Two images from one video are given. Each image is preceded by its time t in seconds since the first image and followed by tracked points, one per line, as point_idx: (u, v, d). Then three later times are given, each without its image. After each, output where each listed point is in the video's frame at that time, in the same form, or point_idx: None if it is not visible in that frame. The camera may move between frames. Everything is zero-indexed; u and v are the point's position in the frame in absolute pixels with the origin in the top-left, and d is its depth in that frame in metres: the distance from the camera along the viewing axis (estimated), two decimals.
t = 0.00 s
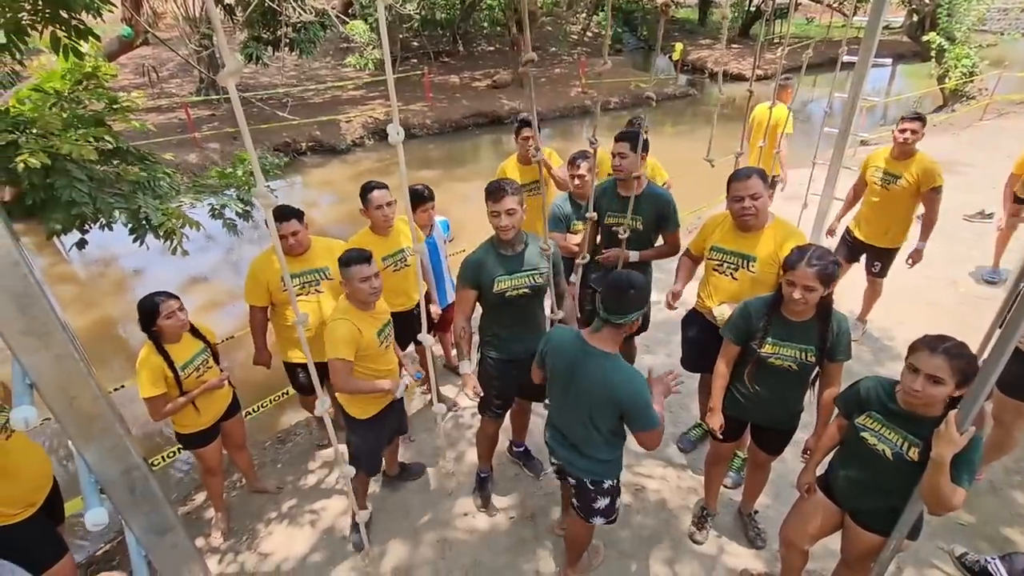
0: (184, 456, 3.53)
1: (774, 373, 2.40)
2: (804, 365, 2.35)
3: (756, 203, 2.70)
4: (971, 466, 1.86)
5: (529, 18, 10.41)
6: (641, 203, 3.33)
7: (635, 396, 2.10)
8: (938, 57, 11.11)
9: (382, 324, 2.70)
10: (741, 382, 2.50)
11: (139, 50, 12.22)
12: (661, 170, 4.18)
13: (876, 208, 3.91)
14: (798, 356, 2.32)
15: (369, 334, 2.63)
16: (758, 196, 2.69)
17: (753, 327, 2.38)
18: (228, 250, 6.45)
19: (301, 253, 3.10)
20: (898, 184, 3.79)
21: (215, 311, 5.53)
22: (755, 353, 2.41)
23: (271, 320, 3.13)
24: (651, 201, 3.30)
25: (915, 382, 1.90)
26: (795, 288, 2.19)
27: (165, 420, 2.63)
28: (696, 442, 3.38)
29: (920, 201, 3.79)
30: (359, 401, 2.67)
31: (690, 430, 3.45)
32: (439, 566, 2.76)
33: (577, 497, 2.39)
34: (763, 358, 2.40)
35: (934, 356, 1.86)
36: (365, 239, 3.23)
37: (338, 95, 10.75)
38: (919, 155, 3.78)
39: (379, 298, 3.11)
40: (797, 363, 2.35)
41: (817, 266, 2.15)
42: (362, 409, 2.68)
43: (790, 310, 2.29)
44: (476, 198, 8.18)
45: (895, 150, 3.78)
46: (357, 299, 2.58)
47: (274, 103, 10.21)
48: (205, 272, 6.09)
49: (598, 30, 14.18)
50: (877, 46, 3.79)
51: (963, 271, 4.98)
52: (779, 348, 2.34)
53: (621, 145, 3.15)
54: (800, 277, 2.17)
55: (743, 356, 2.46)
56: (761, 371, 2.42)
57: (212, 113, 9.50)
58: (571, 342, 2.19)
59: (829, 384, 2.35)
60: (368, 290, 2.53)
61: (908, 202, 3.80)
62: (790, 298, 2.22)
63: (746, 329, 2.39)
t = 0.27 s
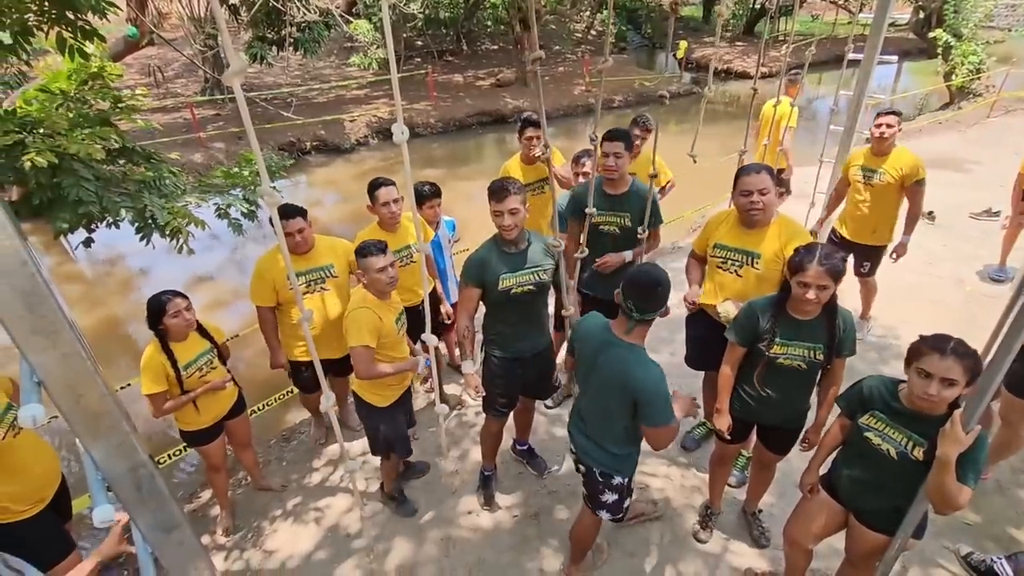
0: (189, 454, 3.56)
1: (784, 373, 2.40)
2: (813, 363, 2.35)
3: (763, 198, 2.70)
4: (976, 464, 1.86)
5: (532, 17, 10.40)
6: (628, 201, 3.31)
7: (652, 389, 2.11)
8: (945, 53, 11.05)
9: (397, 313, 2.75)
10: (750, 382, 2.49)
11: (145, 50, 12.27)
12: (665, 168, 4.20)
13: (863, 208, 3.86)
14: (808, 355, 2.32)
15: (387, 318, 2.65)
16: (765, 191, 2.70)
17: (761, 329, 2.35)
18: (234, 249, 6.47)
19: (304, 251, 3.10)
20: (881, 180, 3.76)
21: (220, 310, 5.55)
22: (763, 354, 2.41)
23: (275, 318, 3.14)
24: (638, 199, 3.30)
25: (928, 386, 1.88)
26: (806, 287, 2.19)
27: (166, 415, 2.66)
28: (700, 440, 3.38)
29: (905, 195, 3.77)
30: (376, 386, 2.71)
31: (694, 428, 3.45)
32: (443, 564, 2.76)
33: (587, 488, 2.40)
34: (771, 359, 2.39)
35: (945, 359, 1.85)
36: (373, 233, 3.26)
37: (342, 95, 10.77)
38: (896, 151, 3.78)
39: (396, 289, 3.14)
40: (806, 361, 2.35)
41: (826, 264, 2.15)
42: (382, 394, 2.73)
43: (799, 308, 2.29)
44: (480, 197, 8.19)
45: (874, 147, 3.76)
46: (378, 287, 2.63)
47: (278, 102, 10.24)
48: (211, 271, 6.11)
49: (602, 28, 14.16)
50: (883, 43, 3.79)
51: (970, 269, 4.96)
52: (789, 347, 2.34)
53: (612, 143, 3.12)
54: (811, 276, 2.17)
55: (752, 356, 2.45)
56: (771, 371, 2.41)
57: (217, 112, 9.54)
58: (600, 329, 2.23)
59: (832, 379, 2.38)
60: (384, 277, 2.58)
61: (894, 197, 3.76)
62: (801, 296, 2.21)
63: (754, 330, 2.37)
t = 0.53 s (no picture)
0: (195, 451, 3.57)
1: (795, 373, 2.40)
2: (825, 361, 2.36)
3: (769, 195, 2.70)
4: (980, 463, 1.86)
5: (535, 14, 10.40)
6: (614, 200, 3.32)
7: (666, 371, 2.12)
8: (950, 50, 11.01)
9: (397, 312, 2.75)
10: (762, 387, 2.46)
11: (148, 49, 12.30)
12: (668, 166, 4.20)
13: (843, 203, 3.88)
14: (822, 353, 2.33)
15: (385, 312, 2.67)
16: (772, 189, 2.70)
17: (772, 331, 2.34)
18: (238, 248, 6.49)
19: (309, 250, 3.12)
20: (860, 173, 3.75)
21: (224, 308, 5.57)
22: (774, 356, 2.40)
23: (279, 317, 3.14)
24: (620, 197, 3.32)
25: (932, 387, 1.88)
26: (815, 284, 2.19)
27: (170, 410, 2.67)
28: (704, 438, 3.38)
29: (886, 189, 3.75)
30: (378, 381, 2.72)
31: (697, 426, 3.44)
32: (447, 561, 2.78)
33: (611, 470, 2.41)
34: (782, 361, 2.38)
35: (947, 359, 1.85)
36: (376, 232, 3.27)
37: (344, 93, 10.78)
38: (876, 144, 3.74)
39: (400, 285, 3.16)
40: (819, 360, 2.36)
41: (834, 262, 2.15)
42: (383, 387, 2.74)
43: (809, 308, 2.29)
44: (483, 196, 8.19)
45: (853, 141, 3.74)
46: (377, 285, 2.64)
47: (282, 101, 10.25)
48: (215, 269, 6.13)
49: (605, 26, 14.14)
50: (887, 39, 3.79)
51: (976, 267, 4.95)
52: (801, 348, 2.34)
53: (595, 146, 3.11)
54: (820, 274, 2.17)
55: (764, 360, 2.43)
56: (785, 374, 2.41)
57: (221, 111, 9.56)
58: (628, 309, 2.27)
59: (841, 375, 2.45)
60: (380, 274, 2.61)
61: (875, 193, 3.77)
62: (811, 295, 2.21)
63: (767, 334, 2.35)
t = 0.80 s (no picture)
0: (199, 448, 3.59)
1: (810, 376, 2.39)
2: (840, 364, 2.36)
3: (772, 193, 2.69)
4: (984, 461, 1.86)
5: (538, 11, 10.38)
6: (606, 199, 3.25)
7: (662, 367, 2.11)
8: (955, 45, 10.96)
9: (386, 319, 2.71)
10: (778, 391, 2.46)
11: (151, 47, 12.31)
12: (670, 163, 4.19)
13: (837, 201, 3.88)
14: (837, 356, 2.33)
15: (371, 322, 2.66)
16: (774, 186, 2.69)
17: (785, 335, 2.33)
18: (240, 246, 6.50)
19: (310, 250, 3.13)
20: (851, 172, 3.74)
21: (228, 307, 5.58)
22: (789, 360, 2.39)
23: (274, 321, 3.15)
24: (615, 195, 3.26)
25: (932, 385, 1.88)
26: (820, 283, 2.20)
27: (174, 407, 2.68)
28: (707, 436, 3.38)
29: (879, 187, 3.74)
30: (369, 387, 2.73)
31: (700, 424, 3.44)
32: (449, 559, 2.78)
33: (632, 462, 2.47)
34: (797, 365, 2.37)
35: (948, 357, 1.84)
36: (380, 231, 3.27)
37: (346, 91, 10.78)
38: (871, 141, 3.71)
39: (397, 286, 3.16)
40: (833, 363, 2.35)
41: (841, 260, 2.15)
42: (370, 398, 2.75)
43: (823, 310, 2.29)
44: (485, 193, 8.19)
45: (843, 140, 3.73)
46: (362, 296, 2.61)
47: (284, 99, 10.25)
48: (218, 267, 6.14)
49: (607, 23, 14.11)
50: (891, 35, 3.77)
51: (980, 264, 4.93)
52: (814, 351, 2.33)
53: (592, 142, 3.11)
54: (824, 272, 2.17)
55: (778, 365, 2.42)
56: (800, 378, 2.40)
57: (223, 110, 9.57)
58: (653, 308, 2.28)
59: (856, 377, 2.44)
60: (364, 287, 2.57)
61: (868, 191, 3.77)
62: (818, 295, 2.21)
63: (781, 337, 2.33)
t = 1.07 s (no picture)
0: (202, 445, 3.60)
1: (815, 374, 2.40)
2: (846, 367, 2.34)
3: (771, 191, 2.69)
4: (986, 458, 1.87)
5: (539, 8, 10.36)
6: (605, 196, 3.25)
7: (672, 378, 2.06)
8: (959, 41, 10.92)
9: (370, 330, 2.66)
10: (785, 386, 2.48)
11: (152, 45, 12.33)
12: (673, 160, 4.18)
13: (832, 203, 3.86)
14: (840, 359, 2.31)
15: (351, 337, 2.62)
16: (773, 185, 2.68)
17: (791, 330, 2.36)
18: (242, 244, 6.50)
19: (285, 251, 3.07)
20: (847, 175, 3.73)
21: (229, 304, 5.58)
22: (795, 357, 2.41)
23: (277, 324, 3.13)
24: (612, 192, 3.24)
25: (925, 381, 1.89)
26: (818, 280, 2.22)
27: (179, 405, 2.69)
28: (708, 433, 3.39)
29: (874, 191, 3.73)
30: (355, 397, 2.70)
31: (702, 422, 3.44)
32: (451, 556, 2.79)
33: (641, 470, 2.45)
34: (802, 362, 2.39)
35: (942, 355, 1.84)
36: (382, 228, 3.27)
37: (347, 88, 10.78)
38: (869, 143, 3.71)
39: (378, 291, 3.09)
40: (839, 365, 2.34)
41: (841, 257, 2.18)
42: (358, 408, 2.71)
43: (830, 310, 2.29)
44: (486, 190, 8.19)
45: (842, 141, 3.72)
46: (343, 308, 2.59)
47: (285, 97, 10.25)
48: (220, 265, 6.15)
49: (609, 19, 14.08)
50: (894, 31, 3.76)
51: (984, 261, 4.92)
52: (819, 350, 2.34)
53: (591, 140, 3.08)
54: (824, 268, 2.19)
55: (785, 360, 2.44)
56: (807, 376, 2.40)
57: (224, 107, 9.58)
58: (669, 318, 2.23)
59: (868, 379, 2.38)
60: (348, 298, 2.53)
61: (863, 195, 3.75)
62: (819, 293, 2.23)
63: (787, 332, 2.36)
